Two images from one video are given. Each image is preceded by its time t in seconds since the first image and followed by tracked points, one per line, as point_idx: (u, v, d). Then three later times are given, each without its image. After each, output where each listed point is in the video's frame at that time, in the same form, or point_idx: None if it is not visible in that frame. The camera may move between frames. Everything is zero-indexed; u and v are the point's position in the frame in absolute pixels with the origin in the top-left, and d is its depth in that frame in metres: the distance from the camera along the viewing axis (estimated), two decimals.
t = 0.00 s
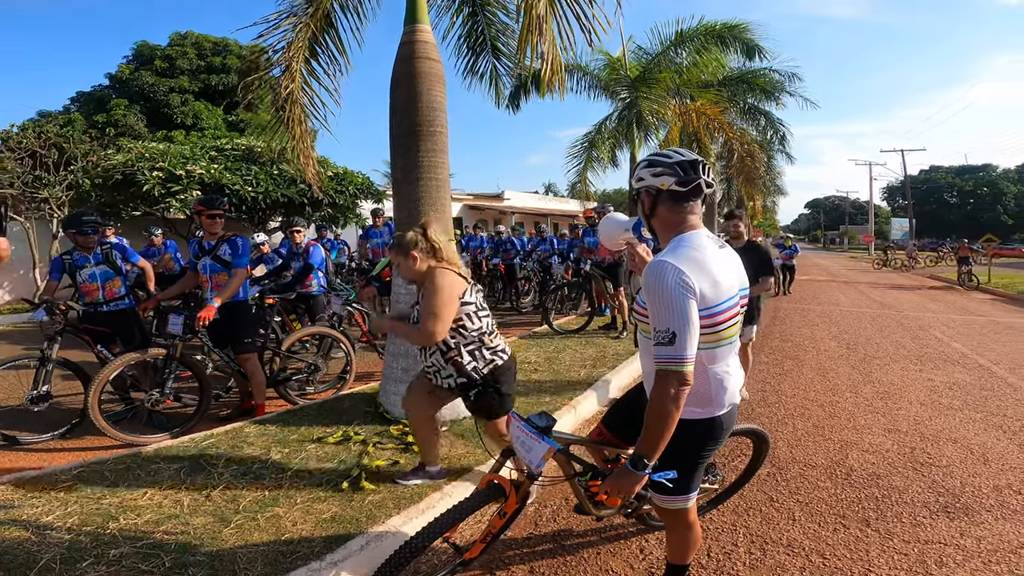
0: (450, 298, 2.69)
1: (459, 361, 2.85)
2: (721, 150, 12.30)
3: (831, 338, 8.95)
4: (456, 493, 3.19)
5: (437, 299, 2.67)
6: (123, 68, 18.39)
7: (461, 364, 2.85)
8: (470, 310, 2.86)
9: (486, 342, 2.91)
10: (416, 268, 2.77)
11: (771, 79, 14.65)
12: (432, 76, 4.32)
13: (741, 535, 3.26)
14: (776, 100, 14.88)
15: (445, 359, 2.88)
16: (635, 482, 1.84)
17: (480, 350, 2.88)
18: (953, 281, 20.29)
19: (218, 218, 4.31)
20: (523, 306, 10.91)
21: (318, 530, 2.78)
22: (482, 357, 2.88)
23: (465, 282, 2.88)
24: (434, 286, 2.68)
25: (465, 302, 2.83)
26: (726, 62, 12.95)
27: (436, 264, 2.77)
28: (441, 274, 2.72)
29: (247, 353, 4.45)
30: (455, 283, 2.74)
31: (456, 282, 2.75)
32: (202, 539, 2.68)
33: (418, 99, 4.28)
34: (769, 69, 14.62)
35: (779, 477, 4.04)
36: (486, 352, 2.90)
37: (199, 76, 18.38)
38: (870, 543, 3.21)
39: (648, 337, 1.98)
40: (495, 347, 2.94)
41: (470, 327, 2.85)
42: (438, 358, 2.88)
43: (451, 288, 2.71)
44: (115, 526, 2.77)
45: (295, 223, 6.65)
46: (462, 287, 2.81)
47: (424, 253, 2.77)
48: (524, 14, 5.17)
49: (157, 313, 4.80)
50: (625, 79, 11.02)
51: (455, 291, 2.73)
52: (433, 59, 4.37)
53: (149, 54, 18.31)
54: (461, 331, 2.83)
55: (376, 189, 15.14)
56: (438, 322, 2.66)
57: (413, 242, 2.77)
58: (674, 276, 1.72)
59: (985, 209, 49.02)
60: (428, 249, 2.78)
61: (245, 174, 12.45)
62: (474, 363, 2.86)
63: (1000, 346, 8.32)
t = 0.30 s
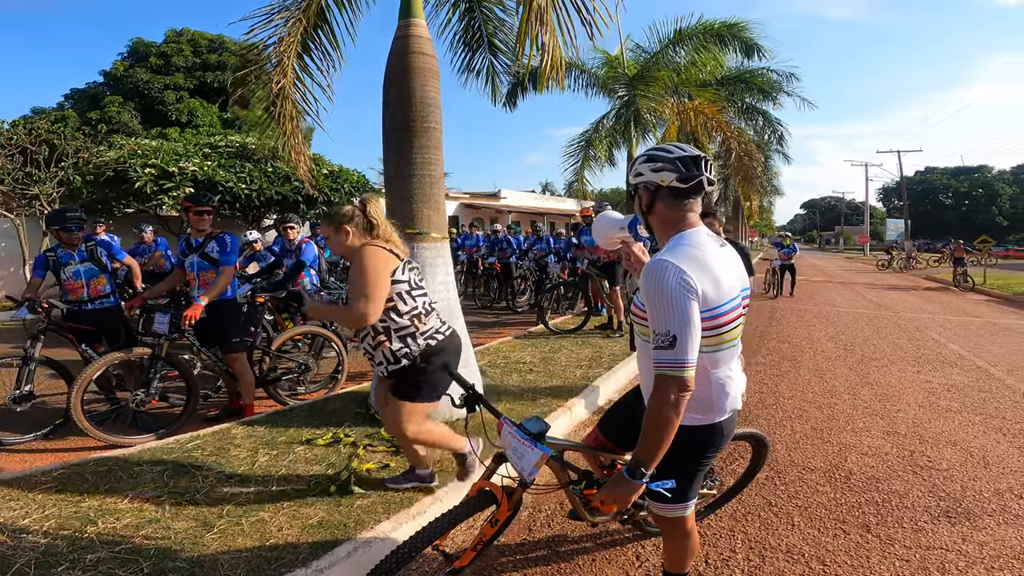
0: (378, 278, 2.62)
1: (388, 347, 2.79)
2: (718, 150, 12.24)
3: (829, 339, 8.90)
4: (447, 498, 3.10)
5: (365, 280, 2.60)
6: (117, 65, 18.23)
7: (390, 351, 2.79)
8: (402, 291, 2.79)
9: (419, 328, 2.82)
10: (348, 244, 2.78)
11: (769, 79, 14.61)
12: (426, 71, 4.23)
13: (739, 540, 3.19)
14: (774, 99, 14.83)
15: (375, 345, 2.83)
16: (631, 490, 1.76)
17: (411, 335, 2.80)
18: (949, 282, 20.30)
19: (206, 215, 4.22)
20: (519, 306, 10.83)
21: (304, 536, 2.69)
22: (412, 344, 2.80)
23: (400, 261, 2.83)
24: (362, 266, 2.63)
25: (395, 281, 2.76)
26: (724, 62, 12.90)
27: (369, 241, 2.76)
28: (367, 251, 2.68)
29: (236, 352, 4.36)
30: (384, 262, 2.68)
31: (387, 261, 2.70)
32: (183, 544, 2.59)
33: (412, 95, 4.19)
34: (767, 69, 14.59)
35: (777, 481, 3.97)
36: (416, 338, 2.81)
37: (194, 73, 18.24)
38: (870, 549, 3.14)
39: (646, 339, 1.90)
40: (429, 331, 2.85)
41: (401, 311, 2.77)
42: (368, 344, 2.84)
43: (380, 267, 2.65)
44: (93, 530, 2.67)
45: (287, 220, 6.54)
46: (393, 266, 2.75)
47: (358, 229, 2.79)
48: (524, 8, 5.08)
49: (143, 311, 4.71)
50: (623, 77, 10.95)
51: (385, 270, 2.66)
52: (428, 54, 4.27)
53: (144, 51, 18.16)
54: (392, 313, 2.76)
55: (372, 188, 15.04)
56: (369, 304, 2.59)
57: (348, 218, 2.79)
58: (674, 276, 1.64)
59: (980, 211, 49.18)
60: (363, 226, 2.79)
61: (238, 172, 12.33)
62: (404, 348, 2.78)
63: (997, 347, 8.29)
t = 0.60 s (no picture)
0: (304, 269, 2.37)
1: (309, 348, 2.55)
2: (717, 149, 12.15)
3: (829, 340, 8.80)
4: (440, 507, 2.99)
5: (292, 270, 2.36)
6: (112, 63, 18.06)
7: (311, 353, 2.55)
8: (333, 290, 2.52)
9: (344, 331, 2.55)
10: (283, 229, 2.57)
11: (768, 78, 14.55)
12: (419, 66, 4.10)
13: (743, 551, 3.08)
14: (773, 99, 14.75)
15: (298, 344, 2.58)
16: (633, 509, 1.65)
17: (334, 339, 2.53)
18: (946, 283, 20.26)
19: (191, 213, 4.13)
20: (515, 306, 10.71)
21: (290, 547, 2.56)
22: (333, 350, 2.52)
23: (340, 257, 2.59)
24: (291, 254, 2.40)
25: (327, 277, 2.50)
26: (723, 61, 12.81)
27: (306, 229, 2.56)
28: (296, 241, 2.44)
29: (223, 355, 4.23)
30: (315, 255, 2.43)
31: (322, 253, 2.46)
32: (161, 556, 2.46)
33: (404, 90, 4.06)
34: (766, 68, 14.52)
35: (780, 488, 3.86)
36: (338, 344, 2.53)
37: (189, 72, 18.07)
38: (877, 559, 3.04)
39: (648, 346, 1.79)
40: (354, 336, 2.57)
41: (327, 311, 2.51)
42: (291, 342, 2.60)
43: (310, 258, 2.41)
44: (67, 539, 2.54)
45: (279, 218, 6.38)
46: (329, 261, 2.50)
47: (297, 213, 2.59)
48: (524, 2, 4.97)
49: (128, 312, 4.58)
50: (622, 75, 10.84)
51: (318, 261, 2.43)
52: (422, 49, 4.15)
53: (138, 49, 17.98)
54: (316, 313, 2.50)
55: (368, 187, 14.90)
56: (292, 300, 2.34)
57: (286, 200, 2.59)
58: (680, 278, 1.53)
59: (976, 211, 49.25)
60: (303, 209, 2.61)
61: (232, 170, 12.18)
62: (324, 353, 2.53)
63: (998, 348, 8.21)
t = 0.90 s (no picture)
0: (196, 268, 2.09)
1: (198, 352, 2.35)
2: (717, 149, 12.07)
3: (829, 342, 8.73)
4: (431, 513, 2.91)
5: (178, 267, 2.07)
6: (110, 62, 18.00)
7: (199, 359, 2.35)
8: (233, 294, 2.28)
9: (238, 338, 2.33)
10: (193, 219, 2.30)
11: (769, 78, 14.49)
12: (414, 62, 4.02)
13: (741, 558, 3.01)
14: (773, 99, 14.69)
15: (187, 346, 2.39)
16: (625, 520, 1.59)
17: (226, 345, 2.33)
18: (946, 283, 20.21)
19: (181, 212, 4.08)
20: (514, 307, 10.65)
21: (275, 553, 2.49)
22: (225, 358, 2.33)
23: (248, 260, 2.30)
24: (181, 249, 2.10)
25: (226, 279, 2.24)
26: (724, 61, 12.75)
27: (217, 223, 2.30)
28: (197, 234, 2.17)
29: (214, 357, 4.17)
30: (215, 254, 2.15)
31: (220, 252, 2.17)
32: (142, 560, 2.40)
33: (399, 87, 3.98)
34: (766, 68, 14.47)
35: (779, 493, 3.79)
36: (233, 352, 2.33)
37: (188, 70, 17.98)
38: (878, 566, 2.97)
39: (645, 350, 1.71)
40: (252, 345, 2.35)
41: (223, 317, 2.31)
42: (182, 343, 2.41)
43: (208, 255, 2.12)
44: (47, 543, 2.47)
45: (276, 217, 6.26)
46: (230, 260, 2.22)
47: (209, 204, 2.32)
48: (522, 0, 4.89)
49: (117, 312, 4.52)
50: (622, 73, 10.79)
51: (213, 261, 2.13)
52: (417, 45, 4.07)
53: (137, 48, 17.91)
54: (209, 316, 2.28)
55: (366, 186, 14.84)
56: (177, 300, 2.06)
57: (200, 188, 2.32)
58: (680, 279, 1.45)
59: (976, 212, 49.22)
60: (217, 199, 2.33)
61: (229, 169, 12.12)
62: (213, 360, 2.32)
63: (999, 350, 8.15)
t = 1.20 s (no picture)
0: (86, 279, 1.95)
1: (86, 364, 2.19)
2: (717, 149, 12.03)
3: (828, 343, 8.71)
4: (422, 515, 2.90)
5: (66, 276, 1.92)
6: (111, 61, 17.99)
7: (88, 371, 2.19)
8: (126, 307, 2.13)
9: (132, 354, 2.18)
10: (92, 228, 2.15)
11: (769, 78, 14.46)
12: (409, 62, 4.00)
13: (733, 562, 3.00)
14: (774, 99, 14.67)
15: (74, 358, 2.23)
16: (609, 527, 1.58)
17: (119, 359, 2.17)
18: (947, 284, 20.16)
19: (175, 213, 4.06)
20: (512, 307, 10.65)
21: (263, 555, 2.48)
22: (117, 373, 2.17)
23: (147, 273, 2.17)
24: (71, 257, 1.97)
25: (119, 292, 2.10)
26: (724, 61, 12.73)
27: (120, 234, 2.17)
28: (93, 244, 2.03)
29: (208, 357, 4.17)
30: (110, 265, 2.02)
31: (118, 262, 2.05)
32: (129, 561, 2.39)
33: (393, 87, 3.96)
34: (767, 68, 14.45)
35: (774, 496, 3.78)
36: (128, 365, 2.17)
37: (188, 70, 17.98)
38: (870, 571, 2.96)
39: (631, 356, 1.70)
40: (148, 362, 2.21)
41: (115, 327, 2.15)
42: (68, 354, 2.24)
43: (100, 268, 1.98)
44: (35, 543, 2.46)
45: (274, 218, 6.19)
46: (127, 272, 2.08)
47: (114, 213, 2.18)
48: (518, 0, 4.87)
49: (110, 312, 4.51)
50: (622, 73, 10.79)
51: (108, 272, 2.00)
52: (412, 45, 4.04)
53: (137, 47, 17.92)
54: (99, 328, 2.13)
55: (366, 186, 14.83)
56: (63, 311, 1.92)
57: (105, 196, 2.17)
58: (666, 284, 1.42)
59: (978, 212, 49.14)
60: (123, 209, 2.20)
61: (228, 169, 12.12)
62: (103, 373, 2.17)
63: (999, 352, 8.12)
